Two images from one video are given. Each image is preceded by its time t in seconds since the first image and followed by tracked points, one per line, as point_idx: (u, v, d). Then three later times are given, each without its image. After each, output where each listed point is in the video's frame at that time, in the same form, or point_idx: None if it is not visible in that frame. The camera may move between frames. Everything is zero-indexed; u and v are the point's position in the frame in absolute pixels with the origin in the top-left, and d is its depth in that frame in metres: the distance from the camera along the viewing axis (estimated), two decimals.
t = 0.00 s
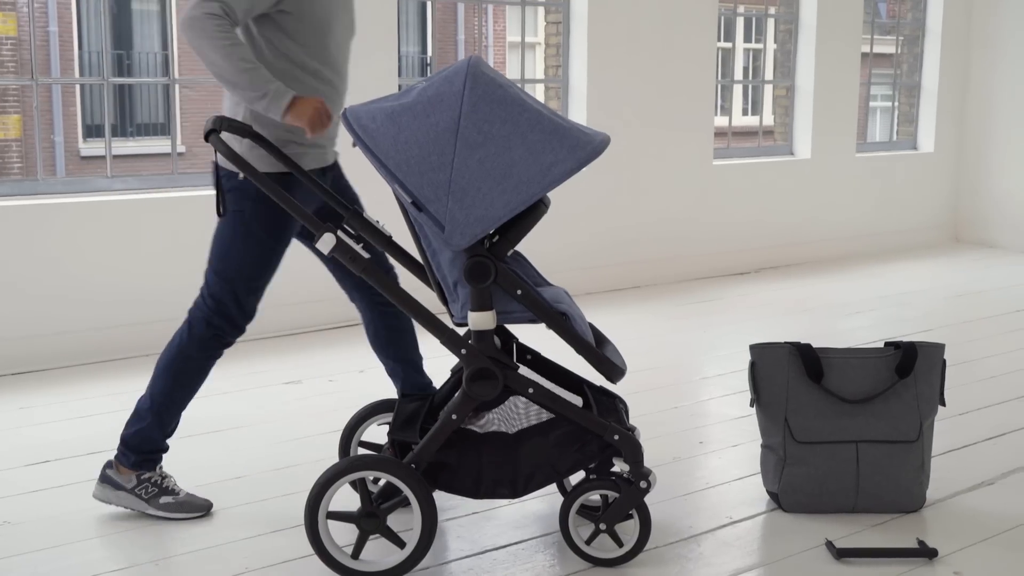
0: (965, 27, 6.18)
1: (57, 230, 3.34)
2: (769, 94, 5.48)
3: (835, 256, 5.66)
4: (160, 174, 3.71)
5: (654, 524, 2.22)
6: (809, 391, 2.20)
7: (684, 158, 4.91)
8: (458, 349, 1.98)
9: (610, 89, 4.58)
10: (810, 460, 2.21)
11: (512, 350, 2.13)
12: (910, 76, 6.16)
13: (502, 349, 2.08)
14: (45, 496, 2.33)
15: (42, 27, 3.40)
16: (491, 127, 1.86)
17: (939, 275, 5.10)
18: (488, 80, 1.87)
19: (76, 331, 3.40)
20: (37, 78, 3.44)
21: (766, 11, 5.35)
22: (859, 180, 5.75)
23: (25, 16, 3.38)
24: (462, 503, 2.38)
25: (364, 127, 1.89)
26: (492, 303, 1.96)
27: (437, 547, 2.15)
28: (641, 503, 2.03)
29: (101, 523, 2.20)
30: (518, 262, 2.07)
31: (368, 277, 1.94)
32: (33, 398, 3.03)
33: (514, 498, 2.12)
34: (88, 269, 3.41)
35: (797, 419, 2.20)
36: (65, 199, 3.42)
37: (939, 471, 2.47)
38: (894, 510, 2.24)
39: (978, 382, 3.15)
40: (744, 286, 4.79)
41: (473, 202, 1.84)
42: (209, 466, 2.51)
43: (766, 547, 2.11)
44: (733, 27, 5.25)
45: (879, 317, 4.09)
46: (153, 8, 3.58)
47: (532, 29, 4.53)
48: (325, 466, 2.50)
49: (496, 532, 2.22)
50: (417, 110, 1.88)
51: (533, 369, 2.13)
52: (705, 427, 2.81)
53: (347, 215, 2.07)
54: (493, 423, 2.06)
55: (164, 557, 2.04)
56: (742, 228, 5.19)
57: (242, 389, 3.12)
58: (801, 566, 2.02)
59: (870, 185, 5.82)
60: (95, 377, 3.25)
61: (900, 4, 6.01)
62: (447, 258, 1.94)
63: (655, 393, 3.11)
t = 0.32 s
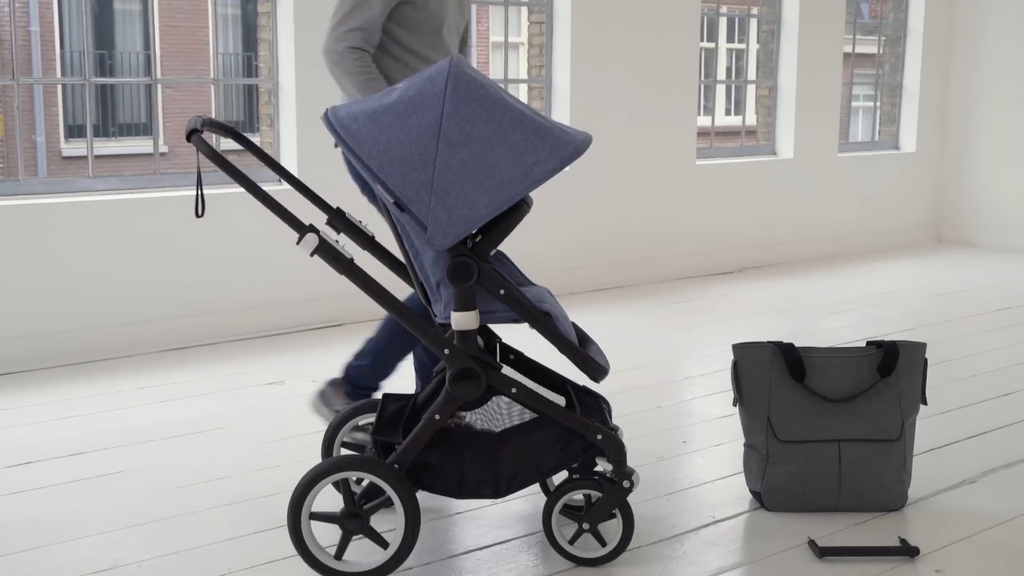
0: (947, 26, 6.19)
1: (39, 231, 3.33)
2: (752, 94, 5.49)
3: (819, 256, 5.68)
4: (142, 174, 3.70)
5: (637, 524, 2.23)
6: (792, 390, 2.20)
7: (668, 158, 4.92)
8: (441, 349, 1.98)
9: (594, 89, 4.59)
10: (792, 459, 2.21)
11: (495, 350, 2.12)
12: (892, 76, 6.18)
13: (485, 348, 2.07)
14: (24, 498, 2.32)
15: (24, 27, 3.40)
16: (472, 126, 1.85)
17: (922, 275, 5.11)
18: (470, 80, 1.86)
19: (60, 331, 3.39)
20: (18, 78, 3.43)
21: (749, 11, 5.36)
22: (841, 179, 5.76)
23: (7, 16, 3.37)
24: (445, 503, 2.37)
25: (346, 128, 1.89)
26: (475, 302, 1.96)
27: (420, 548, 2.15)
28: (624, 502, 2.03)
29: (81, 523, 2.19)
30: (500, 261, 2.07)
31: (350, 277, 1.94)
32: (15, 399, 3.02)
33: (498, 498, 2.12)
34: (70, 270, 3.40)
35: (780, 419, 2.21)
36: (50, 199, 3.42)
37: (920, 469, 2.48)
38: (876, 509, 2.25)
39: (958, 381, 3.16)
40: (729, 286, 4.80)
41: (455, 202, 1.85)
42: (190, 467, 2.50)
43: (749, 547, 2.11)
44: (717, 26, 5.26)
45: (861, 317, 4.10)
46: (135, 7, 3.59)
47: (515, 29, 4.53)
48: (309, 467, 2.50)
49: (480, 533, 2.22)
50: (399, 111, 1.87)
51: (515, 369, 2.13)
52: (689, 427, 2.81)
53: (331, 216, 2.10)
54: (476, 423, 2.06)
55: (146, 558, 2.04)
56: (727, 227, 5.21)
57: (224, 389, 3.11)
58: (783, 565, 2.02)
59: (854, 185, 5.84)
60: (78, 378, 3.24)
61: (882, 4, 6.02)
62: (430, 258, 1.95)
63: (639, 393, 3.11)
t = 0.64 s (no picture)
0: (935, 27, 6.22)
1: (26, 232, 3.32)
2: (740, 94, 5.50)
3: (808, 256, 5.69)
4: (131, 174, 3.69)
5: (627, 524, 2.23)
6: (781, 389, 2.21)
7: (658, 159, 4.93)
8: (431, 350, 1.98)
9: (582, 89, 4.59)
10: (781, 459, 2.22)
11: (485, 350, 2.11)
12: (880, 77, 6.20)
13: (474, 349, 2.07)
14: (13, 499, 2.31)
15: (11, 27, 3.39)
16: (460, 127, 1.85)
17: (910, 275, 5.13)
18: (459, 80, 1.86)
19: (48, 332, 3.38)
20: (5, 78, 3.41)
21: (737, 11, 5.38)
22: (830, 179, 5.78)
23: None
24: (435, 503, 2.37)
25: (335, 128, 1.89)
26: (464, 303, 1.96)
27: (410, 548, 2.15)
28: (614, 503, 2.04)
29: (71, 524, 2.18)
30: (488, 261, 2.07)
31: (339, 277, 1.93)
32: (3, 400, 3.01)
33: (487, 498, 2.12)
34: (59, 271, 3.38)
35: (769, 419, 2.21)
36: (40, 199, 3.42)
37: (908, 469, 2.48)
38: (864, 509, 2.26)
39: (946, 381, 3.17)
40: (718, 286, 4.81)
41: (444, 202, 1.84)
42: (179, 468, 2.49)
43: (738, 547, 2.11)
44: (705, 27, 5.27)
45: (850, 317, 4.11)
46: (123, 8, 3.58)
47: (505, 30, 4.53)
48: (299, 467, 2.50)
49: (469, 533, 2.21)
50: (388, 112, 1.87)
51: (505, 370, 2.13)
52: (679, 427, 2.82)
53: (319, 216, 2.09)
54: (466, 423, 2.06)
55: (136, 559, 2.03)
56: (716, 228, 5.22)
57: (214, 390, 3.11)
58: (773, 565, 2.03)
59: (842, 185, 5.85)
60: (67, 378, 3.23)
61: (870, 4, 6.04)
62: (419, 259, 1.94)
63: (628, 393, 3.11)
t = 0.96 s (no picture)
0: (929, 27, 6.22)
1: (21, 232, 3.31)
2: (735, 95, 5.51)
3: (803, 256, 5.70)
4: (125, 174, 3.69)
5: (622, 524, 2.23)
6: (776, 390, 2.21)
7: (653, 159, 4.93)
8: (426, 351, 1.97)
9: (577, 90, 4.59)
10: (776, 459, 2.22)
11: (479, 351, 2.12)
12: (875, 77, 6.20)
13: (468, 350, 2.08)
14: (7, 500, 2.30)
15: (5, 27, 3.39)
16: (455, 128, 1.85)
17: (905, 275, 5.14)
18: (453, 81, 1.86)
19: (43, 332, 3.37)
20: None
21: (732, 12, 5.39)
22: (825, 180, 5.79)
23: None
24: (430, 504, 2.37)
25: (330, 129, 1.90)
26: (459, 304, 1.96)
27: (405, 549, 2.15)
28: (609, 503, 2.04)
29: (66, 525, 2.18)
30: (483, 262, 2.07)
31: (333, 278, 1.94)
32: None
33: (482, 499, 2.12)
34: (53, 271, 3.38)
35: (764, 419, 2.21)
36: (36, 199, 3.42)
37: (902, 469, 2.49)
38: (858, 507, 2.26)
39: (940, 381, 3.17)
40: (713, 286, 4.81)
41: (439, 202, 1.85)
42: (173, 470, 2.48)
43: (732, 547, 2.11)
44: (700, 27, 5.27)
45: (845, 317, 4.12)
46: (117, 8, 3.57)
47: (499, 30, 4.53)
48: (294, 467, 2.50)
49: (464, 534, 2.21)
50: (383, 113, 1.87)
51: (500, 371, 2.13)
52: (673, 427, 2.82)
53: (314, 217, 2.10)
54: (460, 424, 2.06)
55: (131, 560, 2.03)
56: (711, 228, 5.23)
57: (210, 390, 3.11)
58: (768, 565, 2.03)
59: (837, 185, 5.86)
60: (62, 379, 3.22)
61: (864, 5, 6.05)
62: (414, 259, 1.94)
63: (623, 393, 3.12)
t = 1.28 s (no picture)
0: (926, 28, 6.23)
1: (18, 232, 3.31)
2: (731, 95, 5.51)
3: (800, 256, 5.71)
4: (122, 174, 3.67)
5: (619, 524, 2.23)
6: (773, 390, 2.21)
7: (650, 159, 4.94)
8: (423, 351, 1.97)
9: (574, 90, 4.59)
10: (773, 459, 2.22)
11: (477, 351, 2.12)
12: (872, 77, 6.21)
13: (466, 349, 2.08)
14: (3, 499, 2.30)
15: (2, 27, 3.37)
16: (455, 129, 1.85)
17: (903, 274, 5.14)
18: (451, 81, 1.87)
19: (40, 332, 3.37)
20: None
21: (728, 12, 5.39)
22: (822, 181, 5.79)
23: None
24: (427, 504, 2.37)
25: (328, 128, 1.89)
26: (456, 304, 1.96)
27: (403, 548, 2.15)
28: (607, 503, 2.04)
29: (63, 525, 2.18)
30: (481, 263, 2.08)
31: (330, 277, 1.94)
32: None
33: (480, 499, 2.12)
34: (50, 270, 3.38)
35: (762, 419, 2.21)
36: (32, 200, 3.41)
37: (899, 469, 2.49)
38: (856, 508, 2.26)
39: (937, 381, 3.18)
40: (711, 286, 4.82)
41: (437, 202, 1.84)
42: (169, 470, 2.48)
43: (729, 547, 2.11)
44: (697, 27, 5.28)
45: (842, 317, 4.12)
46: (114, 8, 3.57)
47: (496, 29, 4.53)
48: (292, 467, 2.50)
49: (461, 534, 2.21)
50: (381, 113, 1.87)
51: (498, 370, 2.13)
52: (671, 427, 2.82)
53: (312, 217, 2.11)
54: (458, 424, 2.06)
55: (127, 560, 2.03)
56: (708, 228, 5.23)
57: (208, 391, 3.10)
58: (765, 565, 2.03)
59: (834, 185, 5.87)
60: (59, 379, 3.22)
61: (861, 5, 6.06)
62: (411, 259, 1.94)
63: (621, 394, 3.12)
